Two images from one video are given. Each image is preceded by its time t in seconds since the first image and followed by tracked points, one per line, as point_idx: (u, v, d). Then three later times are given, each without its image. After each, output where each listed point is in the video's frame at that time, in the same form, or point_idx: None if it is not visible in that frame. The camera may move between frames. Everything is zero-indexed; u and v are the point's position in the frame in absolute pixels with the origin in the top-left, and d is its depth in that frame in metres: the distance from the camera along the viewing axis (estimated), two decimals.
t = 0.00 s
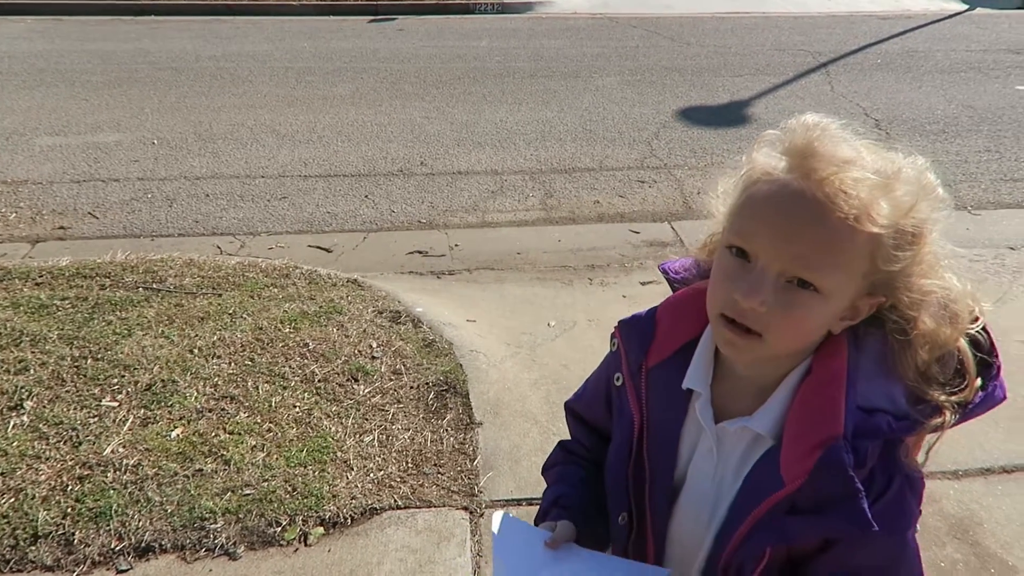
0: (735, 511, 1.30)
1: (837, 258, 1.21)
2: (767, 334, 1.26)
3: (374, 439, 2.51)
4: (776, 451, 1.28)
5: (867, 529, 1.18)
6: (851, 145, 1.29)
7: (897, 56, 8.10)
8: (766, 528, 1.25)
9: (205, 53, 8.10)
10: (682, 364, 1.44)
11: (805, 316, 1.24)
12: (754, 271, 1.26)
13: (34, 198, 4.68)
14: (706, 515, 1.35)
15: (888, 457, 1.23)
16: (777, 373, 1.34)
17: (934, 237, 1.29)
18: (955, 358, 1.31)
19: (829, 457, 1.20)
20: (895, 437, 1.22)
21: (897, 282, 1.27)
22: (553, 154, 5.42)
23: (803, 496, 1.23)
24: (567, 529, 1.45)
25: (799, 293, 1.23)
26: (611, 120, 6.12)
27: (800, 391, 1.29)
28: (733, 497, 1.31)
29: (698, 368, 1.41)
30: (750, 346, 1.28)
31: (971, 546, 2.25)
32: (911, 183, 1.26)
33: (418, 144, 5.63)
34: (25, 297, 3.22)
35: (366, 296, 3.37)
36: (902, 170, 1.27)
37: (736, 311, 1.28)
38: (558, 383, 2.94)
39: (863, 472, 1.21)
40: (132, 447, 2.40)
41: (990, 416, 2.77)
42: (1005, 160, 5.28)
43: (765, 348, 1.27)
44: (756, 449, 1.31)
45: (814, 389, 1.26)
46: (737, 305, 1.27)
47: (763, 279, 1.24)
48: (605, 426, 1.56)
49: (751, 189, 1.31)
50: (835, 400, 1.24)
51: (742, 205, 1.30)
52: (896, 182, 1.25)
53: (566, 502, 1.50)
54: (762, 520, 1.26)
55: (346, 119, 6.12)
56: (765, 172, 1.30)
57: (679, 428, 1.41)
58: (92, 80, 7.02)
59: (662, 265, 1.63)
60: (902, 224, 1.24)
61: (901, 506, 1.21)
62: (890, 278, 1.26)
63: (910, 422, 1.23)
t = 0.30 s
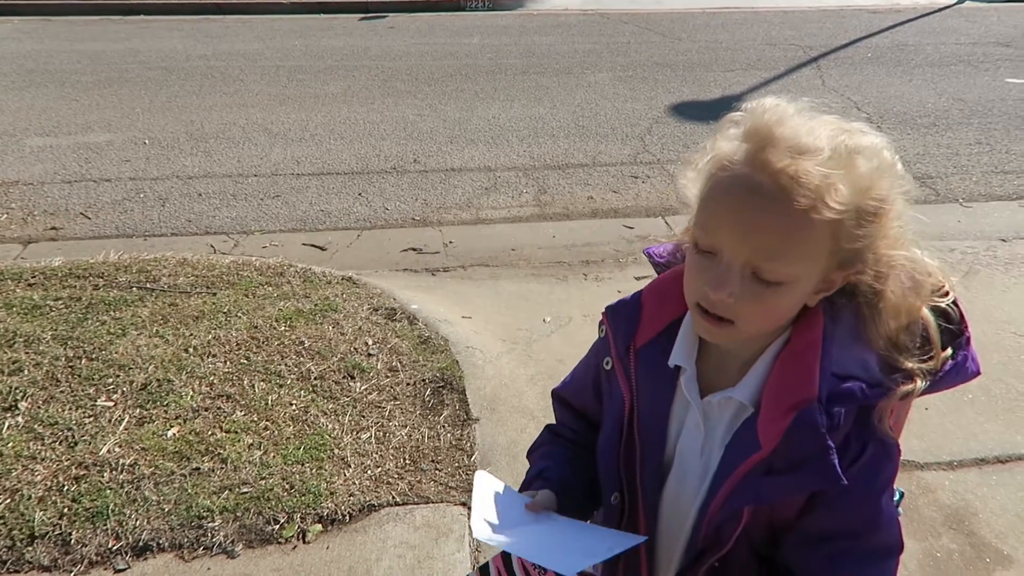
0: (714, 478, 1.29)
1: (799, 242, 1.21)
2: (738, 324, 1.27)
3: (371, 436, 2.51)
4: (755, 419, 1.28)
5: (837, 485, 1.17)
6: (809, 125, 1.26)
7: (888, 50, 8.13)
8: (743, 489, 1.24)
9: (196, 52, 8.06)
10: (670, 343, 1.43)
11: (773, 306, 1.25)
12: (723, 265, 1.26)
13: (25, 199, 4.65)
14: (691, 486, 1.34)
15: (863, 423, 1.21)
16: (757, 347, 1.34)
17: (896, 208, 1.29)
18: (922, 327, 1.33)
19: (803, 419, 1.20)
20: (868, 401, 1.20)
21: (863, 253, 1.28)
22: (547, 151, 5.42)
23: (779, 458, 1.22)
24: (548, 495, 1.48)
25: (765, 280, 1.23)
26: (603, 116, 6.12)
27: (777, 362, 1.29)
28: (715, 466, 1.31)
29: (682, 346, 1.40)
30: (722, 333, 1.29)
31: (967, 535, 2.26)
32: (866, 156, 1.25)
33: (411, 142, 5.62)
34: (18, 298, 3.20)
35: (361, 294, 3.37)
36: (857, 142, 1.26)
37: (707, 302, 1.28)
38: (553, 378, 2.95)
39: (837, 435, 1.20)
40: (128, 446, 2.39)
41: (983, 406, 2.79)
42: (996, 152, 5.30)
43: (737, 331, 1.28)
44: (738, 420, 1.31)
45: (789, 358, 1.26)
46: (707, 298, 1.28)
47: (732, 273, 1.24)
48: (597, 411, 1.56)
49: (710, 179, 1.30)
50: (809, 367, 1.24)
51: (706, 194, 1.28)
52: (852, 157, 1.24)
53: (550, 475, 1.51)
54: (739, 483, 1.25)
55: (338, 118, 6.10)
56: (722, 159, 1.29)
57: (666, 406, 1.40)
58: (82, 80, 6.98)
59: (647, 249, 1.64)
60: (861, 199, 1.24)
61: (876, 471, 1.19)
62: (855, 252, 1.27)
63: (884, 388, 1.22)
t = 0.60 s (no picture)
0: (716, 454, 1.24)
1: (772, 239, 1.14)
2: (728, 324, 1.22)
3: (375, 433, 2.51)
4: (759, 396, 1.22)
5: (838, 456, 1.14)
6: (763, 116, 1.17)
7: (892, 45, 8.11)
8: (744, 463, 1.19)
9: (199, 49, 8.07)
10: (680, 328, 1.35)
11: (759, 304, 1.19)
12: (700, 272, 1.20)
13: (30, 197, 4.66)
14: (696, 465, 1.29)
15: (867, 402, 1.17)
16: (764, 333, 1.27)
17: (877, 180, 1.18)
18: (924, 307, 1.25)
19: (807, 394, 1.15)
20: (874, 380, 1.16)
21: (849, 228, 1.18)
22: (550, 148, 5.42)
23: (782, 432, 1.18)
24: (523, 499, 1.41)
25: (747, 281, 1.17)
26: (607, 113, 6.12)
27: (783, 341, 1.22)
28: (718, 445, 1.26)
29: (692, 330, 1.32)
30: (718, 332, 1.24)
31: (972, 532, 2.26)
32: (828, 137, 1.15)
33: (414, 139, 5.62)
34: (23, 296, 3.21)
35: (365, 291, 3.37)
36: (823, 123, 1.17)
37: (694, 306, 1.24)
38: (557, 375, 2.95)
39: (840, 411, 1.16)
40: (133, 443, 2.40)
41: (988, 403, 2.79)
42: (1000, 148, 5.29)
43: (731, 326, 1.22)
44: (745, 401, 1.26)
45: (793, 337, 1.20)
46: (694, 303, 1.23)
47: (708, 281, 1.19)
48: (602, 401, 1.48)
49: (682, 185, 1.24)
50: (811, 343, 1.18)
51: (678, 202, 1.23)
52: (815, 143, 1.15)
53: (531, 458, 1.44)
54: (741, 456, 1.20)
55: (341, 115, 6.11)
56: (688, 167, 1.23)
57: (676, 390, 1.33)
58: (85, 78, 6.99)
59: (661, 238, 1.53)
60: (831, 182, 1.15)
61: (878, 451, 1.16)
62: (836, 232, 1.17)
63: (889, 367, 1.18)
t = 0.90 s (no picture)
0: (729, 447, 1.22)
1: (781, 232, 1.13)
2: (744, 316, 1.21)
3: (385, 426, 2.52)
4: (773, 389, 1.20)
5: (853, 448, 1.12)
6: (762, 110, 1.16)
7: (905, 38, 8.04)
8: (756, 455, 1.17)
9: (209, 44, 8.08)
10: (693, 316, 1.35)
11: (774, 296, 1.18)
12: (712, 269, 1.19)
13: (42, 191, 4.68)
14: (706, 457, 1.28)
15: (882, 397, 1.15)
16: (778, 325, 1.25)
17: (886, 166, 1.16)
18: (939, 301, 1.22)
19: (821, 386, 1.13)
20: (889, 374, 1.14)
21: (858, 217, 1.16)
22: (560, 142, 5.40)
23: (795, 424, 1.15)
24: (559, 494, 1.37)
25: (757, 276, 1.16)
26: (617, 106, 6.09)
27: (798, 333, 1.21)
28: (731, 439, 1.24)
29: (704, 320, 1.32)
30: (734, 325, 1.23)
31: (986, 528, 2.24)
32: (830, 125, 1.14)
33: (424, 133, 5.61)
34: (35, 289, 3.23)
35: (375, 285, 3.37)
36: (824, 112, 1.15)
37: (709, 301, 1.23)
38: (567, 370, 2.94)
39: (854, 404, 1.13)
40: (145, 436, 2.41)
41: (1003, 399, 2.76)
42: (1015, 142, 5.24)
43: (744, 319, 1.22)
44: (757, 393, 1.24)
45: (808, 331, 1.19)
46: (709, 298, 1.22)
47: (720, 277, 1.18)
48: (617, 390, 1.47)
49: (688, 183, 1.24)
50: (827, 336, 1.16)
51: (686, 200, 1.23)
52: (816, 132, 1.13)
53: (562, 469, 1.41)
54: (753, 449, 1.17)
55: (351, 109, 6.11)
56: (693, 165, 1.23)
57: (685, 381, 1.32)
58: (97, 73, 7.02)
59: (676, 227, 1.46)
60: (834, 171, 1.13)
61: (893, 447, 1.13)
62: (843, 221, 1.15)
63: (905, 362, 1.16)
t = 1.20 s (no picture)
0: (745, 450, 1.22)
1: (793, 232, 1.12)
2: (757, 317, 1.21)
3: (392, 424, 2.52)
4: (790, 392, 1.20)
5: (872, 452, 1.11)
6: (774, 109, 1.16)
7: (915, 36, 7.99)
8: (773, 459, 1.16)
9: (218, 42, 8.11)
10: (706, 317, 1.34)
11: (787, 296, 1.17)
12: (724, 269, 1.19)
13: (51, 188, 4.71)
14: (720, 459, 1.28)
15: (902, 399, 1.14)
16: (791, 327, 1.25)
17: (900, 164, 1.14)
18: (957, 301, 1.20)
19: (839, 389, 1.12)
20: (909, 377, 1.12)
21: (871, 216, 1.14)
22: (568, 140, 5.40)
23: (813, 427, 1.15)
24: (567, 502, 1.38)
25: (770, 276, 1.15)
26: (625, 104, 6.08)
27: (815, 335, 1.20)
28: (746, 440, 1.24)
29: (718, 322, 1.31)
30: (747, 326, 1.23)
31: (995, 529, 2.23)
32: (842, 122, 1.13)
33: (432, 131, 5.62)
34: (45, 286, 3.25)
35: (382, 283, 3.37)
36: (834, 111, 1.14)
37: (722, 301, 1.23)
38: (574, 369, 2.94)
39: (874, 407, 1.12)
40: (153, 433, 2.42)
41: (1013, 400, 2.75)
42: None
43: (759, 319, 1.21)
44: (773, 395, 1.23)
45: (824, 332, 1.18)
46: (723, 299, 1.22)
47: (733, 277, 1.18)
48: (626, 391, 1.47)
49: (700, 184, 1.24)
50: (845, 338, 1.16)
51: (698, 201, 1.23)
52: (827, 131, 1.11)
53: (573, 475, 1.42)
54: (771, 452, 1.17)
55: (359, 107, 6.11)
56: (705, 166, 1.23)
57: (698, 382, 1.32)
58: (107, 71, 7.05)
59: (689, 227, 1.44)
60: (846, 170, 1.12)
61: (912, 450, 1.12)
62: (858, 220, 1.14)
63: (926, 364, 1.14)
